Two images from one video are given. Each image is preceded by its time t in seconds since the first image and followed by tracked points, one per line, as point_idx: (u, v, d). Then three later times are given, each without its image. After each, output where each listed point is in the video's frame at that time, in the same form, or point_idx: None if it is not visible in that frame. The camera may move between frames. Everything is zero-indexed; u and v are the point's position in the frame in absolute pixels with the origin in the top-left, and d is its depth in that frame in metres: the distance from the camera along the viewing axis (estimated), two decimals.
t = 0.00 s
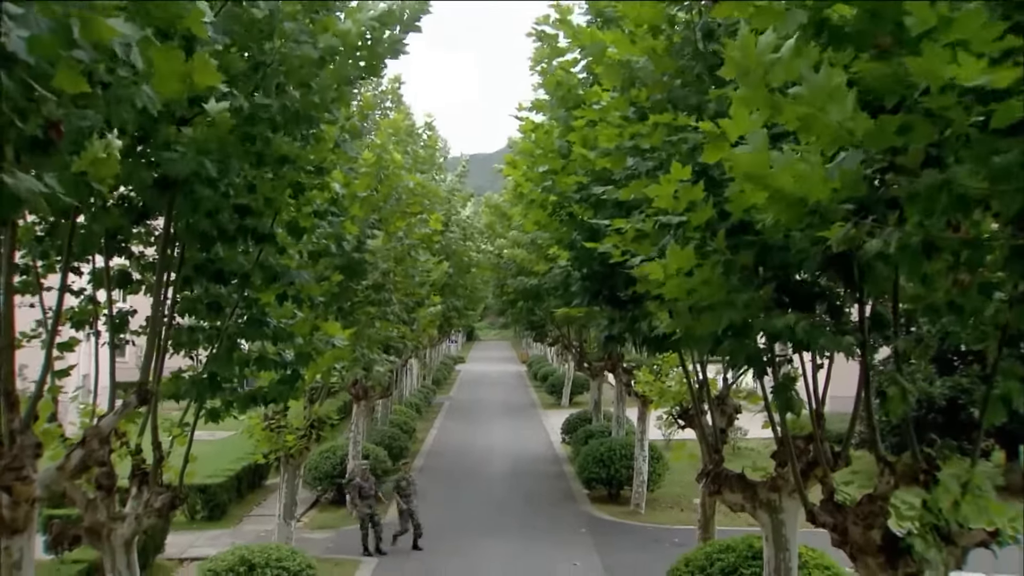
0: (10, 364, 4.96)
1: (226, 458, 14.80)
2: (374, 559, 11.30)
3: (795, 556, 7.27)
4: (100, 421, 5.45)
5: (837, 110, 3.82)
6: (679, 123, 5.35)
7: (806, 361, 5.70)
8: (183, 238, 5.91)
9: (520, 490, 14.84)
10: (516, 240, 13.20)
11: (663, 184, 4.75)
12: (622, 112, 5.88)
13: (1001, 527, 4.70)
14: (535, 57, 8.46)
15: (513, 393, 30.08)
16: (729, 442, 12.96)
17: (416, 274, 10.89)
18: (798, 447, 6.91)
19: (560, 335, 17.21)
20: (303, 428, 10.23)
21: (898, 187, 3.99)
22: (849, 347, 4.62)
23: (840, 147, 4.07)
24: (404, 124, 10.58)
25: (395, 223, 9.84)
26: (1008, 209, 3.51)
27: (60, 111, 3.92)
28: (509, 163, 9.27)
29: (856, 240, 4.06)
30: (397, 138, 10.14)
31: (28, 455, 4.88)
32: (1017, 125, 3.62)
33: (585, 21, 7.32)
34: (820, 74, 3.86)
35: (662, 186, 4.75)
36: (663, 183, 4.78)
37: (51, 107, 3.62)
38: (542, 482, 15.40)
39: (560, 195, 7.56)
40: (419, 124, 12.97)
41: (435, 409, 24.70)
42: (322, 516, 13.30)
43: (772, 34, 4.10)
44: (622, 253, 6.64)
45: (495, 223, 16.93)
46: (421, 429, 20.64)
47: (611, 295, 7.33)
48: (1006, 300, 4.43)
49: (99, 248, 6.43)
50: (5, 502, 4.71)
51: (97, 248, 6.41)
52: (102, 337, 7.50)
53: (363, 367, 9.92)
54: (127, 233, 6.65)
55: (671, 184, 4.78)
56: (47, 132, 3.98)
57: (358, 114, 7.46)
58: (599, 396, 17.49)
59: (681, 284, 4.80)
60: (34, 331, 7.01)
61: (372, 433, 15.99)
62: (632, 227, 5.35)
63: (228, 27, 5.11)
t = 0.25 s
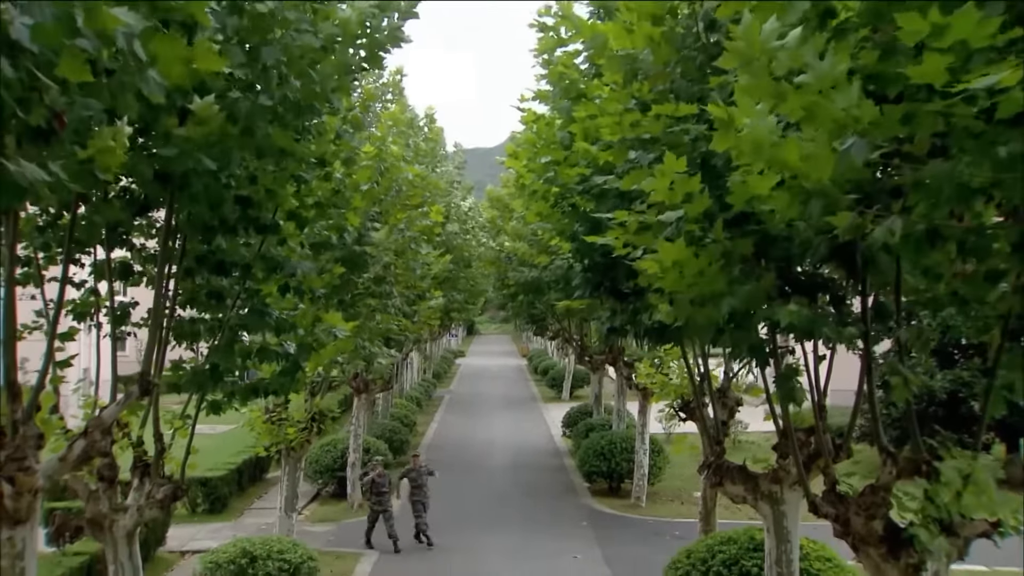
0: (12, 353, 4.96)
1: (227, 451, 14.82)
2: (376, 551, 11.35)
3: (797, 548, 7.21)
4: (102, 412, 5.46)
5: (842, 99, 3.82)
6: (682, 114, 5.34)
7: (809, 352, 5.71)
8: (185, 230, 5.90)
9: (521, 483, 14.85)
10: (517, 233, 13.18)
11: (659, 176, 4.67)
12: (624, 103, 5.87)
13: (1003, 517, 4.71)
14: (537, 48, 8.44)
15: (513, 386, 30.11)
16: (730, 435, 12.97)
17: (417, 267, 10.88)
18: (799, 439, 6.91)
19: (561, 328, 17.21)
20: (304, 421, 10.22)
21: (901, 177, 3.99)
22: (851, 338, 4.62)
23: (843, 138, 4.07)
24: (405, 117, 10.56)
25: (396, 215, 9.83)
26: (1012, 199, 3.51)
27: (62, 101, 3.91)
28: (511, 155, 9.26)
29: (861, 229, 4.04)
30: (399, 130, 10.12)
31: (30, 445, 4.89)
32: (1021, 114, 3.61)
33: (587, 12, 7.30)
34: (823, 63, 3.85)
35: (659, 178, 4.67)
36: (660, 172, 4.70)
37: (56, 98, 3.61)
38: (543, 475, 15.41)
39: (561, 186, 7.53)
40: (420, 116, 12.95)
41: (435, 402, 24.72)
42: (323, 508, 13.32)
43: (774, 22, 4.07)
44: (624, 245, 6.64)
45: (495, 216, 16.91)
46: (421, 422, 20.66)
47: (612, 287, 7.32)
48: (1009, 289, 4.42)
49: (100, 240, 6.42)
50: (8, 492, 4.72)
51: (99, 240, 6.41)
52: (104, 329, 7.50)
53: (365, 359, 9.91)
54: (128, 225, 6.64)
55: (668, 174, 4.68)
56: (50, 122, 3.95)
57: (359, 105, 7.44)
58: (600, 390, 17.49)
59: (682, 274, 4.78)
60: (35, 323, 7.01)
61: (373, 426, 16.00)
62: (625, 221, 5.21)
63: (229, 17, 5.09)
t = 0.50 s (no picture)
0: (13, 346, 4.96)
1: (227, 447, 14.82)
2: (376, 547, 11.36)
3: (798, 543, 7.19)
4: (103, 405, 5.45)
5: (845, 91, 3.80)
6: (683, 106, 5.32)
7: (811, 345, 5.71)
8: (185, 223, 5.89)
9: (522, 479, 14.84)
10: (517, 228, 13.17)
11: (655, 172, 4.68)
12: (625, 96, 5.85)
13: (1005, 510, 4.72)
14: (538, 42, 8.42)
15: (513, 383, 30.09)
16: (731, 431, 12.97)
17: (418, 261, 10.87)
18: (800, 433, 6.91)
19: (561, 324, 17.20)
20: (304, 416, 10.21)
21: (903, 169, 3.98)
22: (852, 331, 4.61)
23: (846, 129, 4.05)
24: (405, 111, 10.54)
25: (396, 209, 9.81)
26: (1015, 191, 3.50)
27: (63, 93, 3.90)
28: (512, 149, 9.24)
29: (864, 221, 4.03)
30: (399, 124, 10.11)
31: (32, 438, 4.88)
32: None
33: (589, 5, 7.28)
34: (826, 55, 3.84)
35: (656, 174, 4.68)
36: (657, 169, 4.71)
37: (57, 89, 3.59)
38: (543, 471, 15.41)
39: (563, 180, 7.52)
40: (421, 111, 12.93)
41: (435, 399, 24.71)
42: (324, 504, 13.32)
43: (778, 13, 4.04)
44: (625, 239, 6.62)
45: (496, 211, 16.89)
46: (421, 418, 20.65)
47: (613, 281, 7.31)
48: (1011, 281, 4.42)
49: (100, 234, 6.41)
50: (9, 485, 4.72)
51: (99, 234, 6.40)
52: (104, 323, 7.49)
53: (365, 354, 9.91)
54: (128, 219, 6.63)
55: (665, 170, 4.69)
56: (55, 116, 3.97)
57: (360, 98, 7.43)
58: (600, 385, 17.49)
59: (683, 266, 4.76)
60: (35, 317, 7.01)
61: (373, 422, 16.00)
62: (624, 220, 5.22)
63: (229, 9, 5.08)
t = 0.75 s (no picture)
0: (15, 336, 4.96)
1: (227, 441, 14.82)
2: (376, 541, 11.36)
3: (798, 535, 7.20)
4: (105, 395, 5.44)
5: (851, 78, 3.77)
6: (686, 95, 5.29)
7: (813, 336, 5.71)
8: (185, 215, 5.87)
9: (522, 473, 14.84)
10: (518, 222, 13.14)
11: (659, 161, 4.66)
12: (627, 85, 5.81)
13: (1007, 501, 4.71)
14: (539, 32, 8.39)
15: (512, 378, 30.12)
16: (731, 424, 12.97)
17: (418, 255, 10.85)
18: (801, 425, 6.90)
19: (561, 318, 17.18)
20: (304, 410, 10.19)
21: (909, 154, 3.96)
22: (855, 320, 4.60)
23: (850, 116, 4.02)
24: (406, 104, 10.53)
25: (397, 202, 9.79)
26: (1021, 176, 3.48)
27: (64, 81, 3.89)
28: (513, 141, 9.21)
29: (867, 208, 4.02)
30: (399, 117, 10.10)
31: (33, 428, 4.88)
32: None
33: None
34: (831, 43, 3.81)
35: (659, 165, 4.67)
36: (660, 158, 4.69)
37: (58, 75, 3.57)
38: (543, 465, 15.40)
39: (564, 172, 7.51)
40: (421, 104, 12.91)
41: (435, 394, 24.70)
42: (324, 498, 13.32)
43: None
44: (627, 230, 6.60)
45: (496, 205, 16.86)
46: (421, 413, 20.65)
47: (614, 273, 7.30)
48: (1015, 271, 4.41)
49: (100, 225, 6.39)
50: (12, 474, 4.72)
51: (99, 225, 6.38)
52: (105, 315, 7.47)
53: (366, 347, 9.90)
54: (128, 210, 6.61)
55: (668, 160, 4.68)
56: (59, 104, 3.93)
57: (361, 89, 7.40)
58: (600, 379, 17.48)
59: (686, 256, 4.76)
60: (36, 309, 7.00)
61: (373, 416, 15.99)
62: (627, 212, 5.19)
63: None
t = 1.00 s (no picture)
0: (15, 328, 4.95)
1: (226, 437, 14.81)
2: (376, 536, 11.35)
3: (799, 529, 7.20)
4: (106, 387, 5.43)
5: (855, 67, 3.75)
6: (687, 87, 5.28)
7: (814, 329, 5.70)
8: (185, 208, 5.86)
9: (522, 470, 14.83)
10: (518, 217, 13.12)
11: (667, 152, 4.61)
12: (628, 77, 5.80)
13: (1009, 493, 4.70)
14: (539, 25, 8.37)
15: (512, 375, 30.12)
16: (731, 420, 12.97)
17: (418, 249, 10.84)
18: (802, 419, 6.90)
19: (561, 314, 17.17)
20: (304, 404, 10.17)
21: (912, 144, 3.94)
22: (857, 312, 4.58)
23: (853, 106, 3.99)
24: (406, 98, 10.51)
25: (396, 196, 9.77)
26: None
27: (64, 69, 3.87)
28: (513, 135, 9.20)
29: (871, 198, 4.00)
30: (400, 112, 10.08)
31: (34, 420, 4.87)
32: None
33: None
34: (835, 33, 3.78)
35: (665, 155, 4.62)
36: (667, 149, 4.64)
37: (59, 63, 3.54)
38: (542, 461, 15.40)
39: (564, 166, 7.49)
40: (421, 99, 12.89)
41: (434, 390, 24.70)
42: (323, 494, 13.31)
43: None
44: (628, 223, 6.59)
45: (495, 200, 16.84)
46: (421, 409, 20.64)
47: (614, 266, 7.29)
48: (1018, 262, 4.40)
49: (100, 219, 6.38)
50: (13, 466, 4.72)
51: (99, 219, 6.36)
52: (105, 309, 7.46)
53: (366, 342, 9.88)
54: (128, 204, 6.59)
55: (675, 151, 4.62)
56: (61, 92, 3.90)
57: (362, 81, 7.39)
58: (600, 375, 17.48)
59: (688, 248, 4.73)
60: (36, 303, 6.98)
61: (373, 412, 15.98)
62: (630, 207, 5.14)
63: None
